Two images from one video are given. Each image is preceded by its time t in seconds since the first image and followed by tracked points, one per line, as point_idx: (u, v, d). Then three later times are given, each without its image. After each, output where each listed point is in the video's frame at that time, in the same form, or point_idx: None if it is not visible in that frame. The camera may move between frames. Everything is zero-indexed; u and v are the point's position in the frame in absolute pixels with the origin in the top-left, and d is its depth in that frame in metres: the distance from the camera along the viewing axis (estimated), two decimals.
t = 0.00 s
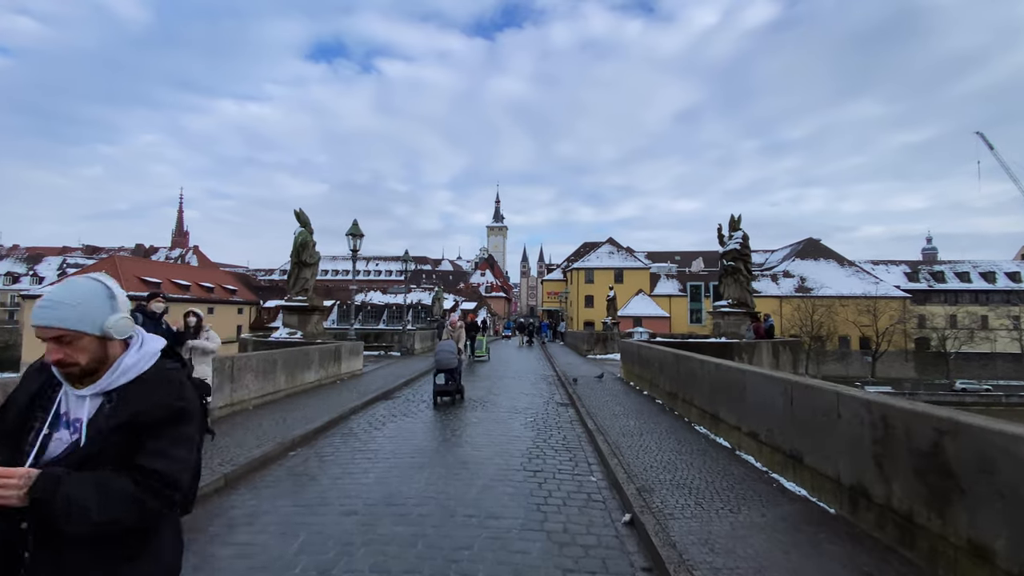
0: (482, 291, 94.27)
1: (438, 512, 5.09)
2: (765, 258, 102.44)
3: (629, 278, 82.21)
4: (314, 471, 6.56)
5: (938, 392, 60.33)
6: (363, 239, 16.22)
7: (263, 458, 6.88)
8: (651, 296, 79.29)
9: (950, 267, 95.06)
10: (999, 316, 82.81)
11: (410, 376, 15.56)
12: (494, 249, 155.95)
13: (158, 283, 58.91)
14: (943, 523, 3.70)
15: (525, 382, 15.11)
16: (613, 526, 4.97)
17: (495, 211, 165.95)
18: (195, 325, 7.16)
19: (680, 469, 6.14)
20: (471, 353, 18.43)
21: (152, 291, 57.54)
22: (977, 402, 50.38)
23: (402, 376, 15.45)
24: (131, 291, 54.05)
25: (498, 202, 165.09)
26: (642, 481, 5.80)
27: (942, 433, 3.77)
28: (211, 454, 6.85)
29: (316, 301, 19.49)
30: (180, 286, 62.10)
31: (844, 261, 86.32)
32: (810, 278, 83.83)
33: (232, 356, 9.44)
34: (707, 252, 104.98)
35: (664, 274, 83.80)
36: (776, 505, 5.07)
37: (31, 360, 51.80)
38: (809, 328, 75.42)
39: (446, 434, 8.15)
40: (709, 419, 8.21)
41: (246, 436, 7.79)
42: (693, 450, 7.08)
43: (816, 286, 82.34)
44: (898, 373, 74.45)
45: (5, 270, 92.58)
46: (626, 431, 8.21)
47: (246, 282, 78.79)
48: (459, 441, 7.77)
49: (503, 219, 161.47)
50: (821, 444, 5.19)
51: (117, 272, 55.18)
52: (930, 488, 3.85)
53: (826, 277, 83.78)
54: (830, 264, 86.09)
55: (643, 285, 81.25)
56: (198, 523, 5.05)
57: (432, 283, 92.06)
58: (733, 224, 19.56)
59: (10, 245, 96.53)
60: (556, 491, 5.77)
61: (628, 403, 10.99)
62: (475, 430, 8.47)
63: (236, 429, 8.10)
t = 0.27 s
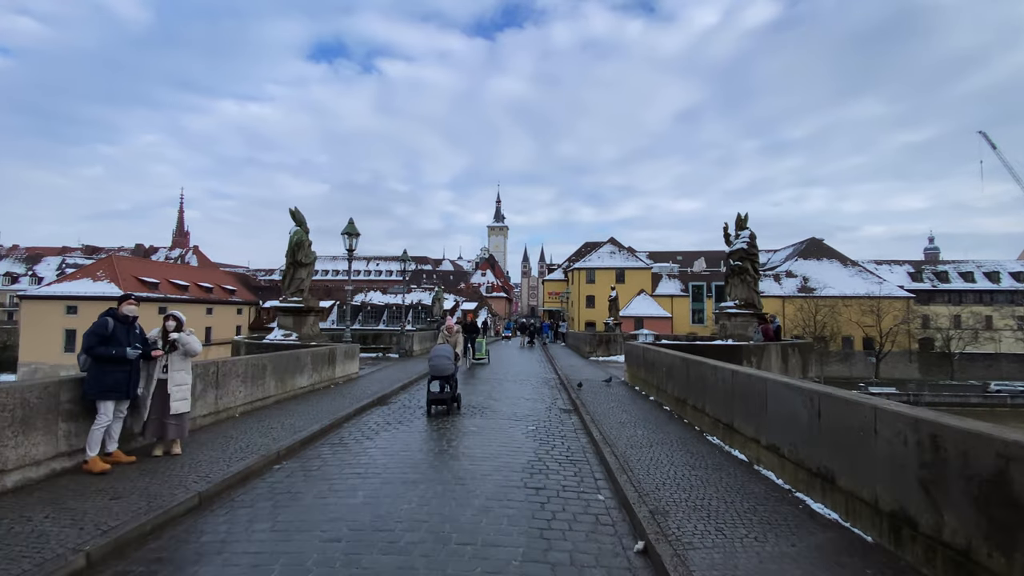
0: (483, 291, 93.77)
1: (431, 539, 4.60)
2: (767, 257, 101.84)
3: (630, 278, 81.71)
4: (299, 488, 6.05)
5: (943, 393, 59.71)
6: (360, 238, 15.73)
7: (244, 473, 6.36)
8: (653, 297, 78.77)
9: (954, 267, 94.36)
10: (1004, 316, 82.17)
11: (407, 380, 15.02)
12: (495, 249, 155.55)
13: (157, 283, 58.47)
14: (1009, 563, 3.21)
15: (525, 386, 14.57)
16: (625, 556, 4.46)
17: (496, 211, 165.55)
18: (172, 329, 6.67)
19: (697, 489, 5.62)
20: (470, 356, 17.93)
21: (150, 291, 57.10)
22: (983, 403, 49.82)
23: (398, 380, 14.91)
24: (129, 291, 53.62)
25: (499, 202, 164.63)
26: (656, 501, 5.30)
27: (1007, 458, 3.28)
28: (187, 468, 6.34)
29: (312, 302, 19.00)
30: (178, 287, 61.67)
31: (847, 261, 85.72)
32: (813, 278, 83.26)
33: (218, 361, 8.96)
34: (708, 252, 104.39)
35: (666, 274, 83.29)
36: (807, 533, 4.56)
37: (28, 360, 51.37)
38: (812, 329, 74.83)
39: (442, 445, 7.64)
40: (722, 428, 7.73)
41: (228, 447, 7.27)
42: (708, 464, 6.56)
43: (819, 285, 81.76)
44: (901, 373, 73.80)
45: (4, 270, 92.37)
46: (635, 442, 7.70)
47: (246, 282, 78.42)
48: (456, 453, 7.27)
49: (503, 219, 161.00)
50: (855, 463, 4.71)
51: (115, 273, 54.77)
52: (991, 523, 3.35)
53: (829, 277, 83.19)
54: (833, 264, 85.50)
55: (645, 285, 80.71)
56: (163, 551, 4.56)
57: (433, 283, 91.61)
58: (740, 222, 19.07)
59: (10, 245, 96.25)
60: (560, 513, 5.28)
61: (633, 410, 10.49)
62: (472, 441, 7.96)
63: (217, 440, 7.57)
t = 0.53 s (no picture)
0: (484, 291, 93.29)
1: (423, 559, 4.13)
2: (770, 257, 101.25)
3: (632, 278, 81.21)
4: (283, 499, 5.56)
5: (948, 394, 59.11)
6: (356, 234, 15.28)
7: (222, 483, 5.86)
8: (655, 296, 78.31)
9: (958, 266, 93.69)
10: (1009, 316, 81.51)
11: (405, 380, 14.51)
12: (496, 249, 155.15)
13: (155, 283, 58.02)
14: None
15: (526, 386, 14.07)
16: None
17: (498, 211, 165.14)
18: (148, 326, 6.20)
19: (716, 502, 5.12)
20: (470, 357, 17.40)
21: (149, 291, 56.64)
22: (989, 403, 49.26)
23: (394, 381, 14.38)
24: (127, 291, 53.18)
25: (500, 202, 164.16)
26: (673, 515, 4.83)
27: None
28: (160, 478, 5.85)
29: (308, 300, 18.51)
30: (177, 286, 61.21)
31: (850, 260, 85.16)
32: (816, 278, 82.71)
33: (202, 361, 8.47)
34: (710, 251, 103.80)
35: (668, 273, 82.78)
36: (844, 554, 4.07)
37: (25, 361, 50.88)
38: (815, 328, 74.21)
39: (438, 450, 7.15)
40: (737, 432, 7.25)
41: (208, 454, 6.77)
42: (727, 472, 6.05)
43: (822, 285, 81.21)
44: (905, 374, 72.58)
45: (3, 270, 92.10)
46: (644, 447, 7.24)
47: (245, 282, 78.03)
48: (453, 459, 6.77)
49: (504, 218, 160.51)
50: (897, 472, 4.24)
51: (113, 272, 54.35)
52: None
53: (832, 276, 82.64)
54: (836, 263, 84.93)
55: (647, 285, 80.18)
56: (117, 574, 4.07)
57: (433, 283, 91.14)
58: (747, 219, 18.56)
59: (9, 245, 95.90)
60: (567, 528, 4.80)
61: (640, 412, 10.02)
62: (471, 445, 7.48)
63: (197, 446, 7.06)
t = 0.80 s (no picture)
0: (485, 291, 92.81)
1: None
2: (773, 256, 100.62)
3: (634, 278, 80.67)
4: (260, 524, 5.05)
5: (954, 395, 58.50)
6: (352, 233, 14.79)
7: (193, 503, 5.38)
8: (657, 296, 77.78)
9: (963, 266, 92.99)
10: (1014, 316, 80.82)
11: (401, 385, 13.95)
12: (497, 249, 154.63)
13: (154, 283, 57.56)
14: None
15: (527, 391, 13.50)
16: None
17: (499, 211, 164.66)
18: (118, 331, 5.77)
19: (740, 530, 4.62)
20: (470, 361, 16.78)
21: (147, 291, 56.20)
22: (996, 405, 48.68)
23: (390, 385, 13.81)
24: (125, 291, 52.76)
25: (502, 202, 163.67)
26: (695, 547, 4.31)
27: None
28: (128, 497, 5.41)
29: (304, 301, 18.04)
30: (176, 286, 60.75)
31: (854, 260, 84.54)
32: (819, 277, 82.13)
33: (184, 366, 7.98)
34: (713, 251, 103.21)
35: (670, 273, 82.24)
36: None
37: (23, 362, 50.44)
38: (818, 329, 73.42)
39: (434, 464, 6.65)
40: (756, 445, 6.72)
41: (184, 469, 6.30)
42: (747, 493, 5.55)
43: (825, 285, 80.64)
44: (910, 374, 71.58)
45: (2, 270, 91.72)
46: (656, 462, 6.70)
47: (245, 282, 77.59)
48: (450, 475, 6.28)
49: (505, 218, 160.07)
50: (953, 502, 3.72)
51: (111, 272, 53.90)
52: None
53: (836, 276, 82.05)
54: (840, 263, 84.31)
55: (649, 285, 79.63)
56: None
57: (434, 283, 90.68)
58: (755, 217, 18.04)
59: (9, 245, 95.59)
60: (576, 558, 4.30)
61: (647, 420, 9.48)
62: (469, 458, 6.94)
63: (173, 459, 6.57)
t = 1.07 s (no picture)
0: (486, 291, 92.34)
1: None
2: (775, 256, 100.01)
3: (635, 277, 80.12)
4: (230, 541, 4.55)
5: (960, 395, 57.88)
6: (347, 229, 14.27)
7: (158, 518, 4.88)
8: (659, 296, 77.26)
9: (966, 265, 92.34)
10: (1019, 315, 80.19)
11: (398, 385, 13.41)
12: (498, 249, 154.11)
13: (152, 283, 57.06)
14: None
15: (528, 393, 12.96)
16: None
17: (500, 211, 164.17)
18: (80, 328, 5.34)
19: (767, 550, 4.13)
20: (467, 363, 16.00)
21: (145, 291, 55.73)
22: (1003, 405, 48.11)
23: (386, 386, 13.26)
24: (122, 290, 52.28)
25: (502, 201, 163.18)
26: (717, 570, 3.82)
27: None
28: (88, 510, 4.92)
29: (298, 300, 17.53)
30: (174, 286, 60.27)
31: (857, 259, 83.99)
32: (822, 276, 81.57)
33: (162, 367, 7.47)
34: (715, 250, 102.63)
35: (672, 272, 81.69)
36: None
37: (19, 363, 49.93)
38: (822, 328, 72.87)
39: (427, 472, 6.16)
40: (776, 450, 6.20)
41: (154, 479, 5.79)
42: (769, 506, 5.04)
43: (828, 284, 80.08)
44: (914, 374, 70.94)
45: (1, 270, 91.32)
46: (667, 469, 6.19)
47: (244, 282, 77.12)
48: (443, 484, 5.77)
49: (506, 218, 159.70)
50: (1015, 523, 3.20)
51: (108, 271, 53.41)
52: None
53: (839, 275, 81.48)
54: (843, 262, 83.73)
55: (651, 284, 79.09)
56: None
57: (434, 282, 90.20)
58: (762, 212, 17.53)
59: (8, 245, 95.21)
60: None
61: (655, 422, 8.97)
62: (465, 466, 6.42)
63: (143, 468, 6.06)
